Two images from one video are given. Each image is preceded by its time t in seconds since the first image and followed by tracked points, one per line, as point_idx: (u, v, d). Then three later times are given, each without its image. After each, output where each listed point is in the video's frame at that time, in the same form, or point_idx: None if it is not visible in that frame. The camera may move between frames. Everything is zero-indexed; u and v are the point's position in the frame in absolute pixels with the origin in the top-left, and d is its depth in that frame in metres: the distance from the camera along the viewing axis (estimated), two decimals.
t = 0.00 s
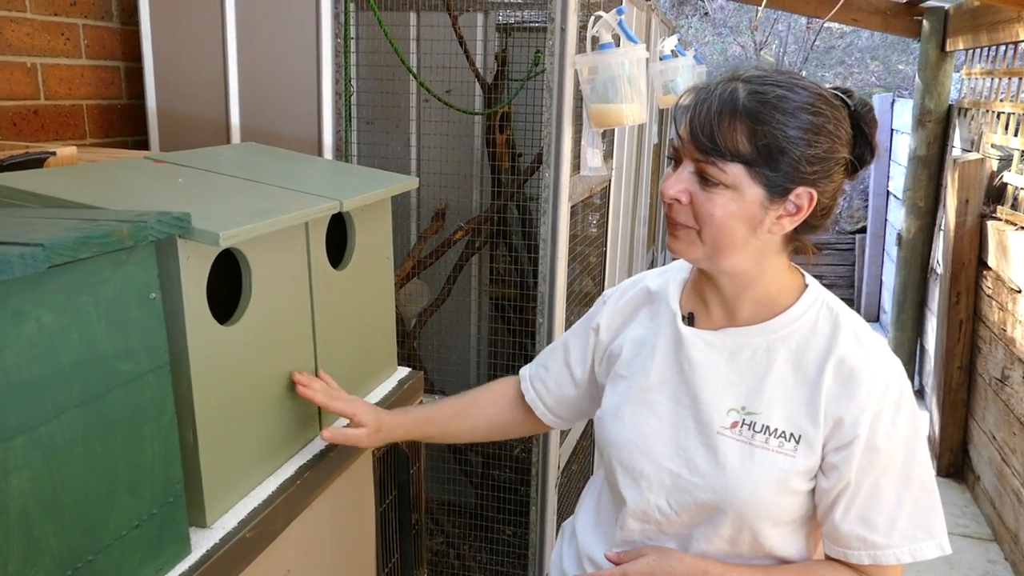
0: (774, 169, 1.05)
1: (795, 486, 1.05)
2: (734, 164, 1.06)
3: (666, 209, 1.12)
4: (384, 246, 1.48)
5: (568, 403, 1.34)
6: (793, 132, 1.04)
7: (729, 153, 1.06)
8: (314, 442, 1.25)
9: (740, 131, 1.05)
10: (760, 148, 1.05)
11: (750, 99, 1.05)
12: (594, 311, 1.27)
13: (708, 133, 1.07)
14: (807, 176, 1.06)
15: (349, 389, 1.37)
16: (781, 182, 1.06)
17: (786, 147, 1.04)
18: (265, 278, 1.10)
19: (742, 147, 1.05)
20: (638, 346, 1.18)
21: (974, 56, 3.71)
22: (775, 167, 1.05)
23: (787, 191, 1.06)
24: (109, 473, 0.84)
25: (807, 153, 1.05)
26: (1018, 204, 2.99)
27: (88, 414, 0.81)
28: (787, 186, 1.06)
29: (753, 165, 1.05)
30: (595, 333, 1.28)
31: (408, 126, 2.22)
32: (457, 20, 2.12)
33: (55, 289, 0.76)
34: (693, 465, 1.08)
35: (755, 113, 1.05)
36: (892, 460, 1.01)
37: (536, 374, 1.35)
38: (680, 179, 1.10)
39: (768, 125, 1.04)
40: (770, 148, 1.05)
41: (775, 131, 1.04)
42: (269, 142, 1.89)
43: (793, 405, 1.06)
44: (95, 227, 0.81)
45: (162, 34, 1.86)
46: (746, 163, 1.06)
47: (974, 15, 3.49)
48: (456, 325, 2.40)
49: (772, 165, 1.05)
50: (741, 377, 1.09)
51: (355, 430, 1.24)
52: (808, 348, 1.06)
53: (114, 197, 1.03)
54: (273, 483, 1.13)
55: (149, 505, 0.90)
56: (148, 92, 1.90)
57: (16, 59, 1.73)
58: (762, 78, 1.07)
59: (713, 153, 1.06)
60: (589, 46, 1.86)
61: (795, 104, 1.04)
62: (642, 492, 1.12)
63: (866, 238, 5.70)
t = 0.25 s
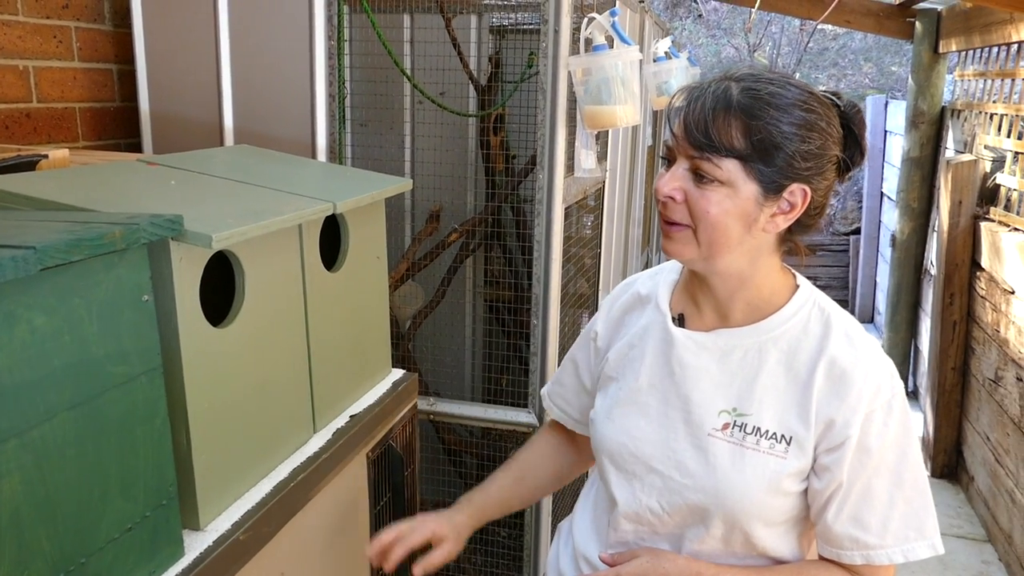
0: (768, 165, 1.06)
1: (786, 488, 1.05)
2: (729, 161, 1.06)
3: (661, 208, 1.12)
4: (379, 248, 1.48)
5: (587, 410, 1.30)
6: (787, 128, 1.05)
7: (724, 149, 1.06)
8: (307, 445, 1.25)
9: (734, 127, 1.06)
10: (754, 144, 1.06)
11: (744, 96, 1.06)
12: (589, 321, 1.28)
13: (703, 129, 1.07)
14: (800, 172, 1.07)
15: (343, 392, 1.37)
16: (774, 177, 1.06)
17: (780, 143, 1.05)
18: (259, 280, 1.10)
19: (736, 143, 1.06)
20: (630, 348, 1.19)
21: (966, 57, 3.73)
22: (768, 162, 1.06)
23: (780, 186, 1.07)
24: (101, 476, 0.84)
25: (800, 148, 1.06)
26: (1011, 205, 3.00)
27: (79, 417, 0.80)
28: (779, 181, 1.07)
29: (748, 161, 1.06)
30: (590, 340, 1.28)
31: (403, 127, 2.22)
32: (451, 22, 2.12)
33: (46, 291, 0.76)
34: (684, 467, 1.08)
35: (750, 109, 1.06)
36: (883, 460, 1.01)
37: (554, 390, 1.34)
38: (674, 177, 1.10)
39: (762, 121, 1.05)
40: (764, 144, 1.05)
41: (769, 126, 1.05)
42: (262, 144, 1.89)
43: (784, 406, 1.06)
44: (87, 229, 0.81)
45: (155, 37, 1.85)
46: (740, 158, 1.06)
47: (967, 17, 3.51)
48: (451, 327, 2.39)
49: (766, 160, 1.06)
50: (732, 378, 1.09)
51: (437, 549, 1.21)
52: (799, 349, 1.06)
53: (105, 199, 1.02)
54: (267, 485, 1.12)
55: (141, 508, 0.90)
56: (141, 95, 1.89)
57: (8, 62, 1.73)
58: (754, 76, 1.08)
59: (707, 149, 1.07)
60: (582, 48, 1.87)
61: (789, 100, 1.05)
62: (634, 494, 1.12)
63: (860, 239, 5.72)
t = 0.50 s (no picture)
0: (769, 162, 1.06)
1: (786, 488, 1.05)
2: (730, 158, 1.07)
3: (662, 208, 1.12)
4: (374, 250, 1.48)
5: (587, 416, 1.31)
6: (787, 125, 1.06)
7: (725, 147, 1.07)
8: (301, 448, 1.24)
9: (736, 125, 1.07)
10: (755, 141, 1.06)
11: (745, 95, 1.08)
12: (588, 323, 1.28)
13: (704, 127, 1.08)
14: (801, 170, 1.08)
15: (337, 394, 1.37)
16: (775, 175, 1.07)
17: (780, 140, 1.06)
18: (253, 282, 1.10)
19: (737, 141, 1.07)
20: (628, 349, 1.19)
21: (961, 59, 3.74)
22: (769, 160, 1.06)
23: (781, 184, 1.07)
24: (96, 479, 0.83)
25: (801, 146, 1.07)
26: (1006, 206, 3.01)
27: (74, 419, 0.80)
28: (780, 179, 1.07)
29: (749, 158, 1.07)
30: (588, 343, 1.28)
31: (398, 129, 2.22)
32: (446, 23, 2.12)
33: (41, 293, 0.76)
34: (682, 468, 1.08)
35: (750, 107, 1.07)
36: (881, 460, 1.01)
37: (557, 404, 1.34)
38: (676, 176, 1.10)
39: (762, 118, 1.06)
40: (765, 141, 1.06)
41: (770, 123, 1.06)
42: (257, 146, 1.89)
43: (783, 407, 1.05)
44: (82, 232, 0.81)
45: (150, 39, 1.85)
46: (742, 155, 1.07)
47: (961, 18, 3.52)
48: (446, 329, 2.39)
49: (767, 157, 1.06)
50: (731, 379, 1.09)
51: None
52: (798, 349, 1.06)
53: (100, 201, 1.02)
54: (262, 488, 1.12)
55: (136, 511, 0.89)
56: (136, 97, 1.89)
57: (2, 63, 1.72)
58: (754, 78, 1.10)
59: (709, 147, 1.08)
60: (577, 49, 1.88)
61: (789, 98, 1.06)
62: (633, 495, 1.12)
63: (855, 240, 5.73)
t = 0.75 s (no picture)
0: (776, 161, 1.07)
1: (788, 488, 1.05)
2: (738, 160, 1.08)
3: (670, 214, 1.12)
4: (369, 251, 1.48)
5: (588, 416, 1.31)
6: (790, 123, 1.07)
7: (733, 150, 1.08)
8: (297, 450, 1.24)
9: (742, 127, 1.07)
10: (762, 142, 1.07)
11: (747, 96, 1.09)
12: (588, 322, 1.27)
13: (710, 131, 1.09)
14: (805, 168, 1.09)
15: (334, 395, 1.37)
16: (782, 173, 1.08)
17: (787, 139, 1.07)
18: (250, 283, 1.10)
19: (744, 142, 1.07)
20: (629, 349, 1.19)
21: (957, 61, 3.74)
22: (776, 159, 1.07)
23: (787, 183, 1.08)
24: (92, 481, 0.83)
25: (805, 143, 1.08)
26: (1001, 209, 3.02)
27: (71, 421, 0.80)
28: (787, 177, 1.08)
29: (756, 159, 1.07)
30: (589, 343, 1.28)
31: (395, 131, 2.22)
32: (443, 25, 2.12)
33: (38, 295, 0.76)
34: (685, 468, 1.08)
35: (753, 108, 1.08)
36: (882, 460, 1.01)
37: (558, 406, 1.34)
38: (684, 181, 1.10)
39: (767, 118, 1.07)
40: (771, 141, 1.07)
41: (775, 123, 1.07)
42: (254, 147, 1.88)
43: (785, 407, 1.06)
44: (79, 233, 0.81)
45: (147, 41, 1.85)
46: (748, 156, 1.07)
47: (956, 20, 3.53)
48: (444, 330, 2.39)
49: (774, 156, 1.07)
50: (734, 380, 1.09)
51: None
52: (800, 350, 1.07)
53: (98, 203, 1.02)
54: (259, 490, 1.12)
55: (134, 512, 0.89)
56: (133, 99, 1.89)
57: None
58: (752, 80, 1.11)
59: (716, 150, 1.08)
60: (574, 51, 1.88)
61: (790, 97, 1.08)
62: (636, 495, 1.12)
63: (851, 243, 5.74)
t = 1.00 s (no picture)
0: (778, 157, 1.08)
1: (792, 487, 1.05)
2: (739, 157, 1.08)
3: (673, 214, 1.12)
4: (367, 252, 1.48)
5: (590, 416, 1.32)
6: (790, 120, 1.08)
7: (734, 146, 1.08)
8: (293, 452, 1.24)
9: (742, 125, 1.08)
10: (763, 139, 1.07)
11: (747, 95, 1.10)
12: (593, 322, 1.28)
13: (711, 129, 1.09)
14: (806, 165, 1.09)
15: (331, 396, 1.37)
16: (784, 170, 1.08)
17: (787, 136, 1.08)
18: (247, 285, 1.10)
19: (746, 139, 1.08)
20: (633, 349, 1.19)
21: (953, 63, 3.75)
22: (777, 155, 1.08)
23: (789, 180, 1.09)
24: (87, 483, 0.83)
25: (805, 140, 1.09)
26: (997, 210, 3.03)
27: (67, 423, 0.80)
28: (789, 174, 1.08)
29: (758, 155, 1.08)
30: (594, 343, 1.28)
31: (392, 132, 2.22)
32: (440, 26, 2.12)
33: (34, 296, 0.75)
34: (689, 468, 1.08)
35: (754, 106, 1.09)
36: (883, 460, 1.02)
37: (559, 406, 1.34)
38: (686, 179, 1.10)
39: (768, 115, 1.07)
40: (772, 138, 1.07)
41: (776, 120, 1.07)
42: (250, 148, 1.88)
43: (788, 408, 1.06)
44: (75, 234, 0.81)
45: (144, 41, 1.85)
46: (750, 153, 1.08)
47: (953, 22, 3.53)
48: (441, 331, 2.40)
49: (775, 153, 1.07)
50: (738, 380, 1.09)
51: None
52: (804, 350, 1.07)
53: (95, 204, 1.02)
54: (255, 492, 1.12)
55: (130, 513, 0.89)
56: (129, 100, 1.89)
57: None
58: (751, 79, 1.12)
59: (717, 147, 1.08)
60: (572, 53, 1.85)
61: (790, 95, 1.09)
62: (640, 495, 1.12)
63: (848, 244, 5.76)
